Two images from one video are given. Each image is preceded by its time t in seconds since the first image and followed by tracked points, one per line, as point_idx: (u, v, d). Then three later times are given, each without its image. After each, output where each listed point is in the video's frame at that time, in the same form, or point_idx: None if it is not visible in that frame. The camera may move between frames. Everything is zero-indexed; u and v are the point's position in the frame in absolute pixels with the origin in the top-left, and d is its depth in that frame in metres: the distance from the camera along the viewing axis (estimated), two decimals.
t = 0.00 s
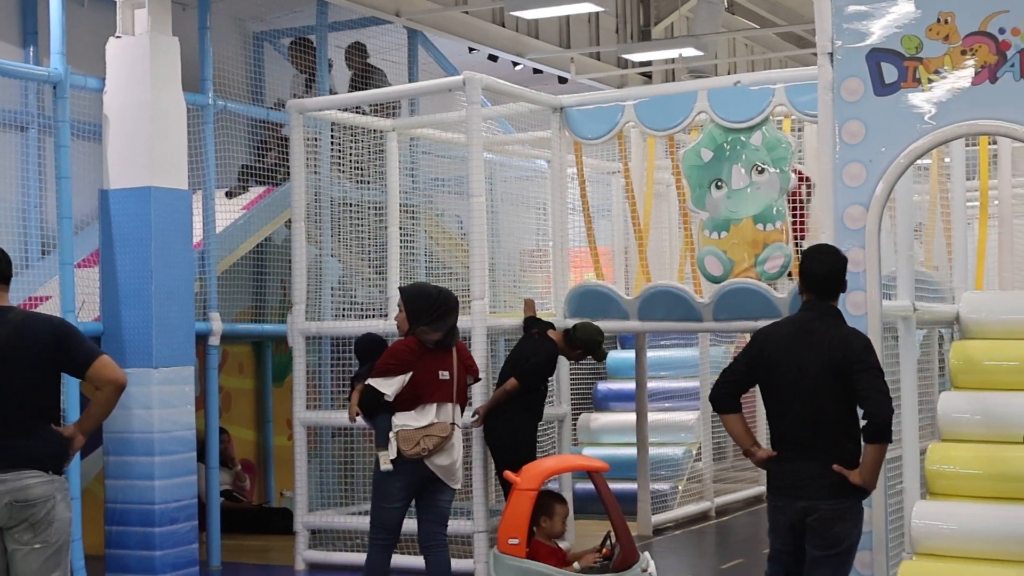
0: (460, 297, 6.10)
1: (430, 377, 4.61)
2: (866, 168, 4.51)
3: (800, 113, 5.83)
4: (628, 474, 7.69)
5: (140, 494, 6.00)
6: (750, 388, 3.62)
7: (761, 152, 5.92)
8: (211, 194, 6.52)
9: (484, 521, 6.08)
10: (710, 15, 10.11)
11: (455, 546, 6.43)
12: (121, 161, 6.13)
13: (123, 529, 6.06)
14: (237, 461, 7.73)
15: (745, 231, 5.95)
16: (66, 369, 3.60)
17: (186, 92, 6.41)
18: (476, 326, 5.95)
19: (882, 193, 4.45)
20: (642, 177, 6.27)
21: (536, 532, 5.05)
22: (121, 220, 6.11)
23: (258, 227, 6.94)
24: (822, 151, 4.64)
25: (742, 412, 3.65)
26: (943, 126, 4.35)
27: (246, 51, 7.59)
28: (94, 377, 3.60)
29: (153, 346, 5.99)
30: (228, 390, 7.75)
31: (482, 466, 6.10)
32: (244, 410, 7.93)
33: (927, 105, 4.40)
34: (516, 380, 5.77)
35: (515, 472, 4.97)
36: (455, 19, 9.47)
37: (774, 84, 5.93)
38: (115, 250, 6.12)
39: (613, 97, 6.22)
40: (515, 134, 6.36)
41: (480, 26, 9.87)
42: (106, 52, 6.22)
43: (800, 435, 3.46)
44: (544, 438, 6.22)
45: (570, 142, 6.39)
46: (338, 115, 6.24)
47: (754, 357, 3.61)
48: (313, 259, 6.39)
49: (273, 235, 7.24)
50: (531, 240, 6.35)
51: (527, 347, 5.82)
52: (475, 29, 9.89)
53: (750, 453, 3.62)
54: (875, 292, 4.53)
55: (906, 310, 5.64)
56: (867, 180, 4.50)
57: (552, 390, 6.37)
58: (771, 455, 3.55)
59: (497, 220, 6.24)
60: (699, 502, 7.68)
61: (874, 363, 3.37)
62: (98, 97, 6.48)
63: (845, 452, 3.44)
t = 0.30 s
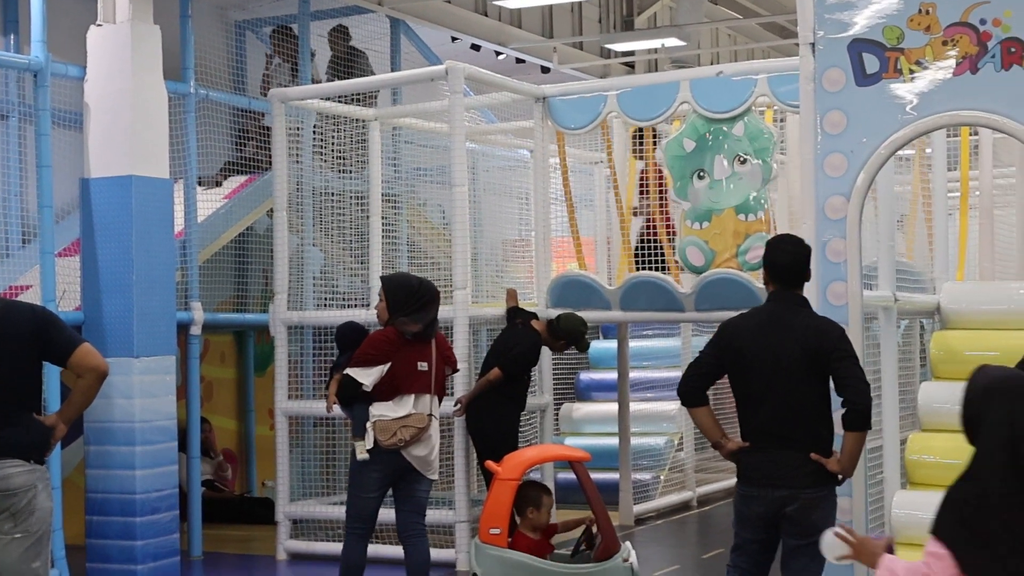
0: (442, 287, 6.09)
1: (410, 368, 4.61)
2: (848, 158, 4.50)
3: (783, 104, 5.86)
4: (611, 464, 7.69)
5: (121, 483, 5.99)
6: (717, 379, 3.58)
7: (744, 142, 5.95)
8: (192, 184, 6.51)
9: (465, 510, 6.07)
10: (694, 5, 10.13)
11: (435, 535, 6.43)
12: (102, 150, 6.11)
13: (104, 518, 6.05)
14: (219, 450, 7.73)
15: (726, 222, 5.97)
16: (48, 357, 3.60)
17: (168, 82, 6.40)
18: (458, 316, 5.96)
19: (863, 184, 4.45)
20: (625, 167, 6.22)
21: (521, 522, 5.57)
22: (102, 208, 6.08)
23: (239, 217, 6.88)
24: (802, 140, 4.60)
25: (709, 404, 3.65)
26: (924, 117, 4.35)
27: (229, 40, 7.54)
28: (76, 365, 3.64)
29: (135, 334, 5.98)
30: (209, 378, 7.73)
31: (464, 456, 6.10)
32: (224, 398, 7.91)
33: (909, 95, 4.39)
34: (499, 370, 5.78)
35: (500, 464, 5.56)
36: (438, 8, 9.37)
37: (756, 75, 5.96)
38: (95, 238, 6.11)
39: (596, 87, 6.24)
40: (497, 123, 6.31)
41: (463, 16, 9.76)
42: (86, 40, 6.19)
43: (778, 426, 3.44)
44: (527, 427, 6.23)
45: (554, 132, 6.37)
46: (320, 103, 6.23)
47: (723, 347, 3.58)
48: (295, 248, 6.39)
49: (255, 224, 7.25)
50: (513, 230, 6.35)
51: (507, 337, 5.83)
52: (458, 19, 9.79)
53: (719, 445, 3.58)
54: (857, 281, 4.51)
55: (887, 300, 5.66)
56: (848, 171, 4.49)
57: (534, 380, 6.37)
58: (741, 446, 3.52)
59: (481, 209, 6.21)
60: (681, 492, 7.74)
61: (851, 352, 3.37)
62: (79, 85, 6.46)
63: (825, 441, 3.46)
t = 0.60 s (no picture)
0: (404, 282, 6.12)
1: (356, 366, 4.61)
2: (810, 154, 4.57)
3: (744, 100, 5.85)
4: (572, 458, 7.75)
5: (80, 479, 5.96)
6: (650, 374, 3.61)
7: (706, 138, 5.96)
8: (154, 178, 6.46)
9: (426, 505, 6.10)
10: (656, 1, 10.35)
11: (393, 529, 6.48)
12: (63, 143, 6.07)
13: (63, 515, 6.01)
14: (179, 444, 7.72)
15: (688, 217, 5.99)
16: (12, 354, 3.58)
17: (129, 75, 6.38)
18: (420, 312, 5.97)
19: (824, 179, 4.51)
20: (589, 161, 6.32)
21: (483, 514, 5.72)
22: (62, 203, 6.04)
23: (201, 211, 6.91)
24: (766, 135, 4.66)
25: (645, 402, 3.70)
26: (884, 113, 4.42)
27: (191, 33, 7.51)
28: (39, 362, 3.61)
29: (95, 330, 5.94)
30: (170, 373, 7.76)
31: (426, 451, 6.10)
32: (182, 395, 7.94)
33: (870, 92, 4.46)
34: (460, 364, 5.82)
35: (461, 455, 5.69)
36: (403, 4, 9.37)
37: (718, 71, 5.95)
38: (55, 233, 6.06)
39: (558, 82, 6.24)
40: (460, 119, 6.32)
41: (427, 10, 9.76)
42: (47, 32, 6.15)
43: (716, 422, 3.47)
44: (491, 423, 6.26)
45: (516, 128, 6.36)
46: (282, 97, 6.19)
47: (657, 345, 3.58)
48: (257, 243, 6.35)
49: (216, 219, 7.27)
50: (477, 225, 6.35)
51: (470, 329, 5.85)
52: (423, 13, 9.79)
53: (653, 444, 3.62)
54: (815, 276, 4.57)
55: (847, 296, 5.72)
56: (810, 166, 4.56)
57: (496, 375, 6.35)
58: (676, 442, 3.55)
59: (444, 205, 6.22)
60: (643, 487, 7.78)
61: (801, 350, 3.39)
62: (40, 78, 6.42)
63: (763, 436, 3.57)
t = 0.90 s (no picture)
0: (338, 278, 6.47)
1: (268, 360, 5.02)
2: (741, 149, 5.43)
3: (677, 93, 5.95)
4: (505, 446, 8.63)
5: (11, 473, 6.28)
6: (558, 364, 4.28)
7: (641, 132, 6.02)
8: (84, 169, 6.83)
9: (362, 500, 6.28)
10: None
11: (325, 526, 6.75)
12: None
13: None
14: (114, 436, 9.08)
15: (624, 211, 6.04)
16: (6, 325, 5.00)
17: (60, 66, 6.70)
18: (354, 304, 6.21)
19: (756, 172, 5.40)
20: (524, 156, 6.32)
21: (417, 509, 6.01)
22: None
23: (134, 202, 7.70)
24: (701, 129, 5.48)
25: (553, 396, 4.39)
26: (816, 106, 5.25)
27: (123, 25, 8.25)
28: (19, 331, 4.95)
29: (25, 322, 6.25)
30: (100, 364, 9.11)
31: (360, 442, 6.26)
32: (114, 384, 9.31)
33: (801, 87, 5.31)
34: (396, 359, 5.97)
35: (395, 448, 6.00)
36: None
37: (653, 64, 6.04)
38: None
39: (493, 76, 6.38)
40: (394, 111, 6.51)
41: None
42: None
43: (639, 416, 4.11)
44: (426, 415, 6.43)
45: (452, 119, 6.50)
46: (213, 89, 6.70)
47: (564, 337, 4.24)
48: (191, 234, 6.92)
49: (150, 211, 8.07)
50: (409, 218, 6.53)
51: (398, 321, 6.02)
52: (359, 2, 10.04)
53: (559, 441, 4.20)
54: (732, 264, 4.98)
55: (779, 290, 5.88)
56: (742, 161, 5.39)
57: (433, 368, 6.52)
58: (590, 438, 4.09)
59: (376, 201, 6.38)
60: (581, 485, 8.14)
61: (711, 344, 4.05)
62: None
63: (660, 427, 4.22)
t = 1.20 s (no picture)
0: (280, 281, 7.36)
1: (191, 366, 5.74)
2: (684, 155, 5.95)
3: (622, 98, 6.77)
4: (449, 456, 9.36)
5: None
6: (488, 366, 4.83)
7: (584, 137, 7.01)
8: (25, 172, 7.69)
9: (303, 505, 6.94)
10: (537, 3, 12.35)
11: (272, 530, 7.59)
12: None
13: None
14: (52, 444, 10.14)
15: (567, 216, 7.06)
16: None
17: None
18: (298, 309, 6.81)
19: (697, 177, 5.89)
20: (467, 163, 7.42)
21: (358, 517, 5.95)
22: None
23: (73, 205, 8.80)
24: (645, 135, 6.01)
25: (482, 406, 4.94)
26: (757, 113, 5.85)
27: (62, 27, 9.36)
28: None
29: None
30: (43, 370, 10.31)
31: (303, 451, 6.78)
32: (58, 388, 10.49)
33: (744, 94, 5.89)
34: (342, 365, 6.16)
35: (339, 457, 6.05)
36: None
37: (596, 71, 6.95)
38: None
39: (442, 81, 7.32)
40: (340, 117, 7.48)
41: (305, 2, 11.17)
42: None
43: (561, 420, 4.77)
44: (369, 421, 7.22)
45: (395, 124, 7.44)
46: (152, 92, 7.67)
47: (494, 342, 4.82)
48: (133, 238, 7.76)
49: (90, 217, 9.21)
50: (353, 224, 7.42)
51: (345, 327, 6.17)
52: None
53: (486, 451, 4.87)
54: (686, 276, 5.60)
55: (721, 296, 6.01)
56: (682, 168, 5.93)
57: (375, 374, 7.40)
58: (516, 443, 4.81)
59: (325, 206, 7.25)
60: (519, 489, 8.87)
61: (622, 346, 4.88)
62: None
63: (585, 428, 4.83)
